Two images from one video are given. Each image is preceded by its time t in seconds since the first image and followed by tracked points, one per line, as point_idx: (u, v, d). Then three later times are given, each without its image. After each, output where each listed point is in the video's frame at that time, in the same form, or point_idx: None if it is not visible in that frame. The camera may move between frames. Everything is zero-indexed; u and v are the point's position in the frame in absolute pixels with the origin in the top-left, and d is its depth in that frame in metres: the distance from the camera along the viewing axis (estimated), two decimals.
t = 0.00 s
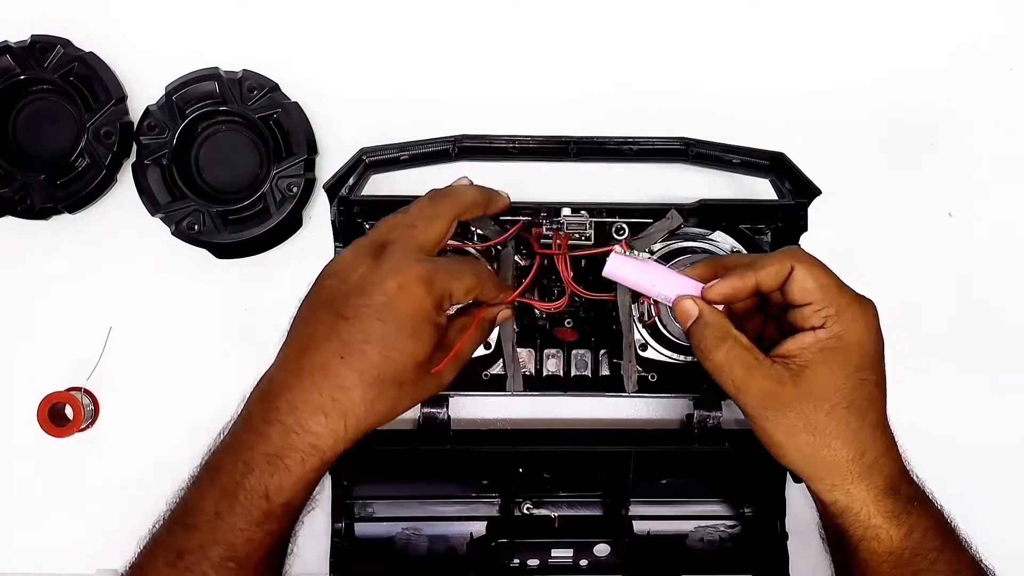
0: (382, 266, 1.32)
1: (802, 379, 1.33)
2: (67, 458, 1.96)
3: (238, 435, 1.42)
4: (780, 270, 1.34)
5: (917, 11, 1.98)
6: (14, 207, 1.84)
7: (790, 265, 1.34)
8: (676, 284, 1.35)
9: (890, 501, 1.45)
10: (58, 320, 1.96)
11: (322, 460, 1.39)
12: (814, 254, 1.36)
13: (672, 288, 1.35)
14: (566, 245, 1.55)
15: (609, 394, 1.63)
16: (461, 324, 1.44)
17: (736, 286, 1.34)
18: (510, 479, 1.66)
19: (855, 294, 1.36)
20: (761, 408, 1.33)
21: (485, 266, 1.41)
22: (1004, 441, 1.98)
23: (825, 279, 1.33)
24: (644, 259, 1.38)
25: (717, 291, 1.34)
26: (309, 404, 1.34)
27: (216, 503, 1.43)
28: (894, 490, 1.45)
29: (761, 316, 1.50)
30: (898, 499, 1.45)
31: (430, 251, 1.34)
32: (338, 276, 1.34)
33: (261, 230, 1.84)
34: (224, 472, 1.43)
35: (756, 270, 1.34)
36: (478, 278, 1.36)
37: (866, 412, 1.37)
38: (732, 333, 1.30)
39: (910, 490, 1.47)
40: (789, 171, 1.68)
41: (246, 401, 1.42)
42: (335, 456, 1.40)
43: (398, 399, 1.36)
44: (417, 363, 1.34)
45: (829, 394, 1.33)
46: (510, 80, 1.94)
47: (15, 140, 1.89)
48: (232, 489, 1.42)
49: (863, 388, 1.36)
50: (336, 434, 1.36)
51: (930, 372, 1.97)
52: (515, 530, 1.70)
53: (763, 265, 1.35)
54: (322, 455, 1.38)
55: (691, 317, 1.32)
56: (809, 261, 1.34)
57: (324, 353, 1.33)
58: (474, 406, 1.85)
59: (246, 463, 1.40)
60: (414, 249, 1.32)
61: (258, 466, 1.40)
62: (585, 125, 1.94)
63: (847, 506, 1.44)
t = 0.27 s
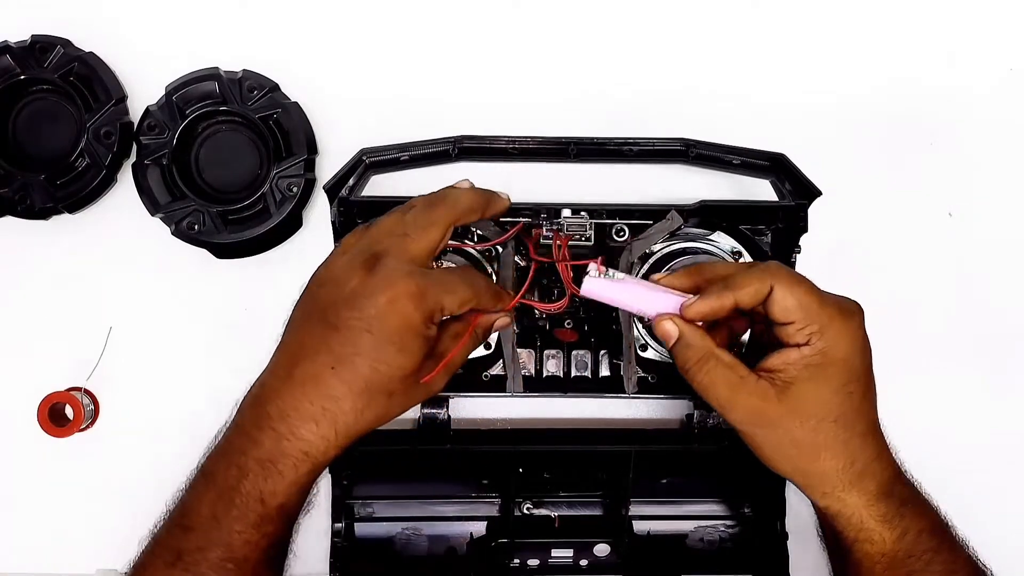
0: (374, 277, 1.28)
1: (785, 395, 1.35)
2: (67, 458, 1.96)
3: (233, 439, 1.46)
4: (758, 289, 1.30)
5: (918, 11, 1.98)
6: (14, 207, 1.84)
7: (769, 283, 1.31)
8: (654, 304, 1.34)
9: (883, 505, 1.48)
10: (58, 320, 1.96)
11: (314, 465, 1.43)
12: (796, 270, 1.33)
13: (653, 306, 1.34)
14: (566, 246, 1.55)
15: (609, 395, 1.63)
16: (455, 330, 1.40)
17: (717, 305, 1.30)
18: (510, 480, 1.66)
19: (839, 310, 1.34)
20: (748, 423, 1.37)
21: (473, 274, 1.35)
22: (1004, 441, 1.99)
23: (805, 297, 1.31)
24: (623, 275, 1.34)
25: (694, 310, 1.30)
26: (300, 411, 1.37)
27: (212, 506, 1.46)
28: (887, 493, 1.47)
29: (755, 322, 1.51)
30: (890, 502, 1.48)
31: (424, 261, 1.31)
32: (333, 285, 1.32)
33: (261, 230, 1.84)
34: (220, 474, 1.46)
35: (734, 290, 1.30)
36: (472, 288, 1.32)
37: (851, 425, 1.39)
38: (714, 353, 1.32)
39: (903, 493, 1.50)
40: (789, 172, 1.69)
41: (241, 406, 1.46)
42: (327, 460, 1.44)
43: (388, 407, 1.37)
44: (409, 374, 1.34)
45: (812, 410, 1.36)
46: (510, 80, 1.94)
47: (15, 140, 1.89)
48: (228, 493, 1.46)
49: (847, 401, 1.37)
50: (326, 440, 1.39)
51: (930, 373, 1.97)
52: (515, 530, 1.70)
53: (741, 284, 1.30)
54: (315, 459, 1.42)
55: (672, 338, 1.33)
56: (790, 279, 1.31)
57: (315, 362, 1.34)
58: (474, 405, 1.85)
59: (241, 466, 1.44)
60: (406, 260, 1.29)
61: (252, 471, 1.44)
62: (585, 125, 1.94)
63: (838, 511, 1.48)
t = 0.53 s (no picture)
0: (378, 272, 1.35)
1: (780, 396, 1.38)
2: (67, 458, 1.96)
3: (245, 438, 1.46)
4: (763, 293, 1.31)
5: (917, 11, 1.98)
6: (14, 207, 1.84)
7: (772, 288, 1.31)
8: (662, 288, 1.36)
9: (871, 512, 1.47)
10: (58, 320, 1.96)
11: (326, 464, 1.44)
12: (803, 275, 1.34)
13: (663, 287, 1.36)
14: (567, 244, 1.55)
15: (609, 394, 1.63)
16: (463, 321, 1.42)
17: (723, 298, 1.31)
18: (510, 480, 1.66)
19: (843, 318, 1.34)
20: (741, 418, 1.41)
21: (483, 269, 1.37)
22: (1004, 441, 1.98)
23: (807, 304, 1.31)
24: (635, 257, 1.35)
25: (699, 301, 1.32)
26: (310, 409, 1.39)
27: (224, 504, 1.45)
28: (881, 501, 1.47)
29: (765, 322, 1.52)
30: (883, 510, 1.47)
31: (425, 254, 1.36)
32: (338, 283, 1.38)
33: (261, 230, 1.84)
34: (232, 471, 1.46)
35: (740, 289, 1.31)
36: (472, 278, 1.34)
37: (846, 430, 1.40)
38: (716, 342, 1.36)
39: (899, 503, 1.48)
40: (789, 172, 1.69)
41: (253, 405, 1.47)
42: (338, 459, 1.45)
43: (396, 402, 1.40)
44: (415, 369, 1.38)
45: (806, 412, 1.38)
46: (510, 80, 1.94)
47: (15, 140, 1.89)
48: (238, 492, 1.45)
49: (843, 407, 1.38)
50: (336, 438, 1.41)
51: (930, 373, 1.97)
52: (515, 530, 1.70)
53: (748, 284, 1.31)
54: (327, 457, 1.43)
55: (677, 322, 1.36)
56: (795, 285, 1.31)
57: (323, 360, 1.38)
58: (474, 406, 1.84)
59: (252, 464, 1.44)
60: (409, 254, 1.35)
61: (263, 469, 1.44)
62: (585, 125, 1.94)
63: (829, 514, 1.49)
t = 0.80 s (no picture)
0: (359, 263, 1.35)
1: (779, 393, 1.38)
2: (67, 458, 1.96)
3: (226, 429, 1.48)
4: (763, 289, 1.31)
5: (917, 11, 1.98)
6: (14, 207, 1.84)
7: (772, 286, 1.31)
8: (663, 284, 1.36)
9: (871, 510, 1.47)
10: (59, 320, 1.96)
11: (302, 455, 1.44)
12: (803, 273, 1.33)
13: (662, 285, 1.36)
14: (566, 244, 1.54)
15: (610, 393, 1.63)
16: (443, 311, 1.42)
17: (718, 295, 1.32)
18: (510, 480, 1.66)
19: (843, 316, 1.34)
20: (740, 414, 1.41)
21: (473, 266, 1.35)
22: (1005, 440, 1.98)
23: (807, 302, 1.31)
24: (635, 254, 1.36)
25: (699, 297, 1.32)
26: (287, 399, 1.40)
27: (204, 495, 1.47)
28: (880, 499, 1.47)
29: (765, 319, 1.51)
30: (882, 508, 1.48)
31: (413, 250, 1.36)
32: (320, 274, 1.39)
33: (261, 230, 1.84)
34: (214, 462, 1.48)
35: (739, 286, 1.31)
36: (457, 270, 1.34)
37: (844, 427, 1.40)
38: (717, 338, 1.35)
39: (898, 500, 1.48)
40: (789, 172, 1.69)
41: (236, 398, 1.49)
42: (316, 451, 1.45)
43: (374, 395, 1.40)
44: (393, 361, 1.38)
45: (805, 409, 1.38)
46: (510, 80, 1.94)
47: (15, 140, 1.89)
48: (217, 483, 1.47)
49: (842, 405, 1.38)
50: (312, 429, 1.41)
51: (930, 372, 1.97)
52: (515, 530, 1.70)
53: (747, 281, 1.31)
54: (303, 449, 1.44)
55: (677, 321, 1.36)
56: (795, 283, 1.31)
57: (301, 351, 1.39)
58: (475, 405, 1.85)
59: (231, 455, 1.45)
60: (395, 248, 1.35)
61: (241, 460, 1.45)
62: (585, 125, 1.94)
63: (827, 511, 1.49)
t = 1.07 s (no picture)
0: (342, 262, 1.35)
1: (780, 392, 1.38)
2: (67, 458, 1.96)
3: (213, 430, 1.48)
4: (763, 288, 1.31)
5: (917, 11, 1.98)
6: (14, 207, 1.84)
7: (773, 285, 1.31)
8: (664, 283, 1.37)
9: (871, 509, 1.47)
10: (59, 321, 1.96)
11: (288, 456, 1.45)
12: (804, 272, 1.33)
13: (663, 284, 1.37)
14: (565, 244, 1.55)
15: (609, 393, 1.63)
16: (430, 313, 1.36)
17: (718, 292, 1.31)
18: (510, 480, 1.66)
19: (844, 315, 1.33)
20: (740, 413, 1.41)
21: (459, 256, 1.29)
22: (1005, 440, 1.98)
23: (808, 301, 1.31)
24: (636, 253, 1.36)
25: (700, 296, 1.32)
26: (273, 400, 1.40)
27: (190, 494, 1.48)
28: (879, 499, 1.47)
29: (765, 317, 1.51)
30: (881, 508, 1.48)
31: (392, 244, 1.35)
32: (304, 275, 1.39)
33: (261, 230, 1.84)
34: (200, 463, 1.48)
35: (740, 285, 1.31)
36: (437, 256, 1.28)
37: (844, 426, 1.40)
38: (717, 338, 1.35)
39: (897, 501, 1.48)
40: (790, 172, 1.69)
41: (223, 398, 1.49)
42: (302, 451, 1.45)
43: (359, 395, 1.40)
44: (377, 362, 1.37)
45: (805, 407, 1.38)
46: (510, 80, 1.94)
47: (15, 140, 1.89)
48: (204, 482, 1.47)
49: (841, 404, 1.38)
50: (298, 430, 1.42)
51: (930, 372, 1.97)
52: (515, 530, 1.70)
53: (748, 280, 1.31)
54: (290, 449, 1.44)
55: (678, 320, 1.35)
56: (795, 282, 1.31)
57: (286, 352, 1.39)
58: (475, 405, 1.85)
59: (217, 455, 1.46)
60: (373, 244, 1.34)
61: (227, 461, 1.45)
62: (585, 125, 1.94)
63: (826, 510, 1.49)
